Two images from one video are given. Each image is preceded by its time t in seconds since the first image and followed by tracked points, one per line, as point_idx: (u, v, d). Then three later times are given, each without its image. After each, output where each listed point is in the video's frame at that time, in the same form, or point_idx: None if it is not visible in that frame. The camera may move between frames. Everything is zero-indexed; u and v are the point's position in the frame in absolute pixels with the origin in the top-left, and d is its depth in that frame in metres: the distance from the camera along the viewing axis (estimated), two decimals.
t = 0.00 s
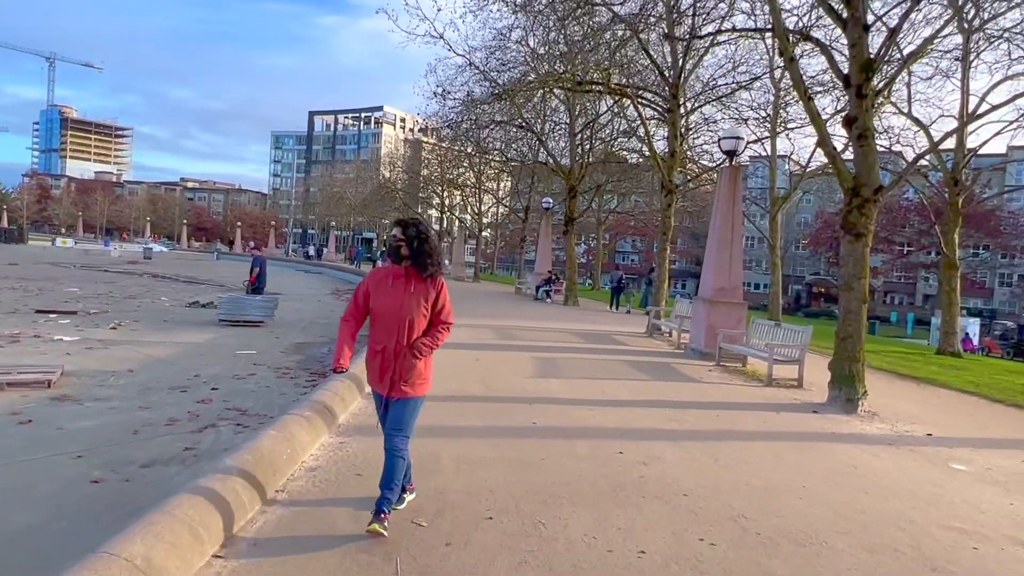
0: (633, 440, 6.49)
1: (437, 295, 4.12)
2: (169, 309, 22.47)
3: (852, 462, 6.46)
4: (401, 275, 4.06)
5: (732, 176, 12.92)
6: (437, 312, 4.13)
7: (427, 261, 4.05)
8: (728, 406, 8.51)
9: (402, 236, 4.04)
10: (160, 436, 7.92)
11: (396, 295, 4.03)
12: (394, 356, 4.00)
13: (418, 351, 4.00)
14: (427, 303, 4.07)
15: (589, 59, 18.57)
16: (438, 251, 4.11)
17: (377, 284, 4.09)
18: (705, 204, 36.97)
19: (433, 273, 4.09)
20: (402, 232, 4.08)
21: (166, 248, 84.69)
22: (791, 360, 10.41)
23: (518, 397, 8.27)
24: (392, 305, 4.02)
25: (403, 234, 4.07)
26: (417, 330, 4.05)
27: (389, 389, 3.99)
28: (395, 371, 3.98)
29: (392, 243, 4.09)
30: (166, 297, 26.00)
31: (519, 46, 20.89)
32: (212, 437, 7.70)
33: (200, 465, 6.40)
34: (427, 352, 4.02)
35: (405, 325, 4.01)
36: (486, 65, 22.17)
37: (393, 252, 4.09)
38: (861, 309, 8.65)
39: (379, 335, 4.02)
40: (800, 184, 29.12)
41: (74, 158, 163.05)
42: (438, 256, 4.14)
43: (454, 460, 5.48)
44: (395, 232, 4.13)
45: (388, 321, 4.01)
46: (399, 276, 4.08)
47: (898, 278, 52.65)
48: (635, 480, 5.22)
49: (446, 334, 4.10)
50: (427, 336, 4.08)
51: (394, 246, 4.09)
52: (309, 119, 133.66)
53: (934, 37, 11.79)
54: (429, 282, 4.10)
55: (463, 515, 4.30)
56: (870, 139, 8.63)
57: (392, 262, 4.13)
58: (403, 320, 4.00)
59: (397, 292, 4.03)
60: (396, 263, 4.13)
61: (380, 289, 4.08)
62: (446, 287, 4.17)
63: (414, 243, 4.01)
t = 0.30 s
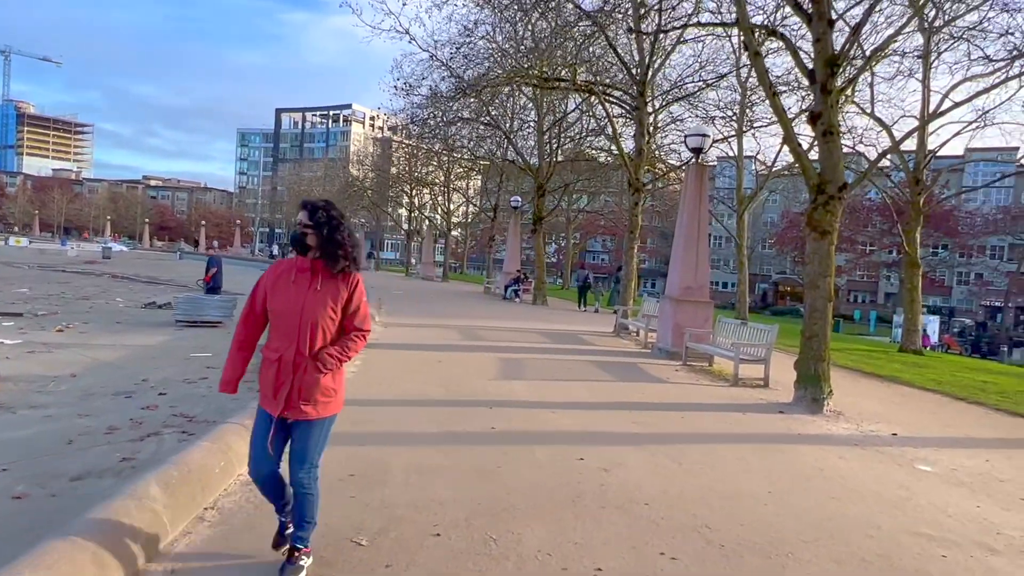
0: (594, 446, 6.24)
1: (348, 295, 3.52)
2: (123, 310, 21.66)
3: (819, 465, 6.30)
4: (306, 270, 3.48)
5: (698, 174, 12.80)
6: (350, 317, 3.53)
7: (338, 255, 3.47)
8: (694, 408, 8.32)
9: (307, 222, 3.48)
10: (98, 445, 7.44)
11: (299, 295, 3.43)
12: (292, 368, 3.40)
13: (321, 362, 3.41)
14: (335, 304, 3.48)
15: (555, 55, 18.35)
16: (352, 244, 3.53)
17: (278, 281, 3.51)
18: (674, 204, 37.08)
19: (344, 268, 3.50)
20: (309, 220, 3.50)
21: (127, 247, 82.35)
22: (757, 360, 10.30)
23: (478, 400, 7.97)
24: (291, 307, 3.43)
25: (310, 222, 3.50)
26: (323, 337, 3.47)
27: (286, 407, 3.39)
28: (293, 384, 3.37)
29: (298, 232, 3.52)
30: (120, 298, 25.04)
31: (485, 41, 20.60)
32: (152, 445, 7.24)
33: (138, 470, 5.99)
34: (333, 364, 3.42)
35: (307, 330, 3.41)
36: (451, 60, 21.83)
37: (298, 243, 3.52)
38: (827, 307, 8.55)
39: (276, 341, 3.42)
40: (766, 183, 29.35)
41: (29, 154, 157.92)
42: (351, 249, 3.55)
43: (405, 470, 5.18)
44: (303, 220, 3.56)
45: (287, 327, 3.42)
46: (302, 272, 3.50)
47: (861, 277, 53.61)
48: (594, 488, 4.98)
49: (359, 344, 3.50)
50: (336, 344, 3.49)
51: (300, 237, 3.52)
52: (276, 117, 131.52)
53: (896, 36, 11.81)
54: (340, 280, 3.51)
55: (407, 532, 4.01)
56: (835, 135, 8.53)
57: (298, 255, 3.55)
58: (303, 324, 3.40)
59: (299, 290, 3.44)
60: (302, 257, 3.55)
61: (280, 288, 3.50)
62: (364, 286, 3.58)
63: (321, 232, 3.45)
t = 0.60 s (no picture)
0: (579, 457, 5.95)
1: (246, 317, 2.96)
2: (99, 313, 21.12)
3: (813, 476, 6.05)
4: (194, 287, 2.91)
5: (686, 173, 12.55)
6: (252, 343, 2.97)
7: (232, 267, 2.91)
8: (682, 414, 8.06)
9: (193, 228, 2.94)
10: (59, 459, 7.05)
11: (182, 319, 2.86)
12: (175, 411, 2.81)
13: (215, 404, 2.83)
14: (230, 328, 2.91)
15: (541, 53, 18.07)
16: (253, 252, 2.99)
17: (158, 301, 2.94)
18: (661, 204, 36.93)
19: (242, 285, 2.95)
20: (195, 224, 2.96)
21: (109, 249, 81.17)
22: (747, 363, 10.08)
23: (458, 407, 7.65)
24: (175, 336, 2.85)
25: (198, 229, 2.95)
26: (218, 370, 2.89)
27: (169, 461, 2.79)
28: (177, 431, 2.80)
29: (182, 240, 2.96)
30: (98, 301, 24.49)
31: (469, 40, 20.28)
32: (114, 458, 6.87)
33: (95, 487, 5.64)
34: (229, 404, 2.84)
35: (194, 362, 2.83)
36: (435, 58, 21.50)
37: (184, 255, 2.95)
38: (818, 309, 8.32)
39: (158, 377, 2.84)
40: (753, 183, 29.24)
41: (10, 155, 155.71)
42: (252, 259, 2.99)
43: (378, 486, 4.87)
44: (190, 226, 2.99)
45: (168, 360, 2.84)
46: (191, 289, 2.92)
47: (847, 276, 53.77)
48: (579, 505, 4.69)
49: (264, 376, 2.93)
50: (234, 379, 2.93)
51: (185, 247, 2.96)
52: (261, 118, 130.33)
53: (887, 33, 11.61)
54: (236, 299, 2.95)
55: (373, 558, 3.71)
56: (826, 132, 8.29)
57: (186, 270, 2.97)
58: (190, 356, 2.83)
59: (184, 313, 2.88)
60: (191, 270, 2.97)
61: (160, 311, 2.93)
62: (270, 304, 3.02)
63: (210, 241, 2.91)
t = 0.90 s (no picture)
0: (583, 470, 5.63)
1: (129, 329, 2.31)
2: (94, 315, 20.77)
3: (830, 488, 5.73)
4: (53, 288, 2.24)
5: (691, 173, 12.22)
6: (136, 363, 2.33)
7: (99, 259, 2.25)
8: (690, 421, 7.72)
9: (47, 209, 2.27)
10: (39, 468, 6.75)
11: (37, 334, 2.19)
12: (26, 457, 2.13)
13: (86, 445, 2.16)
14: (106, 345, 2.26)
15: (543, 51, 17.77)
16: (133, 242, 2.35)
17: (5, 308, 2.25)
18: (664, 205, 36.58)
19: (120, 284, 2.29)
20: (43, 202, 2.28)
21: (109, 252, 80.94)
22: (756, 367, 9.74)
23: (456, 415, 7.31)
24: (28, 356, 2.17)
25: (54, 211, 2.28)
26: (90, 399, 2.23)
27: (17, 523, 2.12)
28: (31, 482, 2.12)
29: (31, 225, 2.28)
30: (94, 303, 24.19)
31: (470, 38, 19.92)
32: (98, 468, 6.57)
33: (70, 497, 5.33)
34: (103, 445, 2.18)
35: (54, 391, 2.17)
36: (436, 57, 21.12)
37: (33, 242, 2.27)
38: (831, 312, 8.00)
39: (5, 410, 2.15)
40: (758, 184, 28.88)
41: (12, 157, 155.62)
42: (130, 249, 2.33)
43: (368, 501, 4.55)
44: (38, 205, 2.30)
45: (16, 386, 2.16)
46: (50, 290, 2.25)
47: (851, 279, 53.37)
48: (584, 524, 4.37)
49: (155, 404, 2.29)
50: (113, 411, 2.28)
51: (35, 233, 2.28)
52: (263, 120, 130.23)
53: (897, 29, 11.31)
54: (113, 302, 2.30)
55: None
56: (839, 128, 7.98)
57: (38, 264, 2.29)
58: (51, 383, 2.16)
59: (41, 323, 2.21)
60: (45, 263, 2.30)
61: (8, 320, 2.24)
62: (162, 309, 2.38)
63: (71, 226, 2.26)
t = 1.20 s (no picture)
0: (596, 486, 5.31)
1: None
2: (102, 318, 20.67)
3: (858, 506, 5.39)
4: None
5: (706, 174, 11.86)
6: None
7: None
8: (707, 432, 7.38)
9: None
10: (31, 478, 6.52)
11: None
12: None
13: None
14: None
15: (554, 51, 17.45)
16: None
17: None
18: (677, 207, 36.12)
19: None
20: None
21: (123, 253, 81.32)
22: (774, 374, 9.39)
23: (462, 424, 7.00)
24: None
25: None
26: None
27: None
28: None
29: None
30: (103, 305, 24.10)
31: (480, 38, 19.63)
32: (91, 479, 6.33)
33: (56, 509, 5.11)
34: None
35: None
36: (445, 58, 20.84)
37: None
38: (855, 318, 7.64)
39: None
40: (773, 185, 28.40)
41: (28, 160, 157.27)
42: None
43: (365, 522, 4.27)
44: None
45: None
46: None
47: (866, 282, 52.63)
48: (596, 549, 4.07)
49: None
50: None
51: None
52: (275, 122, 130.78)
53: (921, 25, 10.93)
54: None
55: None
56: (863, 125, 7.63)
57: None
58: None
59: None
60: None
61: None
62: None
63: None
